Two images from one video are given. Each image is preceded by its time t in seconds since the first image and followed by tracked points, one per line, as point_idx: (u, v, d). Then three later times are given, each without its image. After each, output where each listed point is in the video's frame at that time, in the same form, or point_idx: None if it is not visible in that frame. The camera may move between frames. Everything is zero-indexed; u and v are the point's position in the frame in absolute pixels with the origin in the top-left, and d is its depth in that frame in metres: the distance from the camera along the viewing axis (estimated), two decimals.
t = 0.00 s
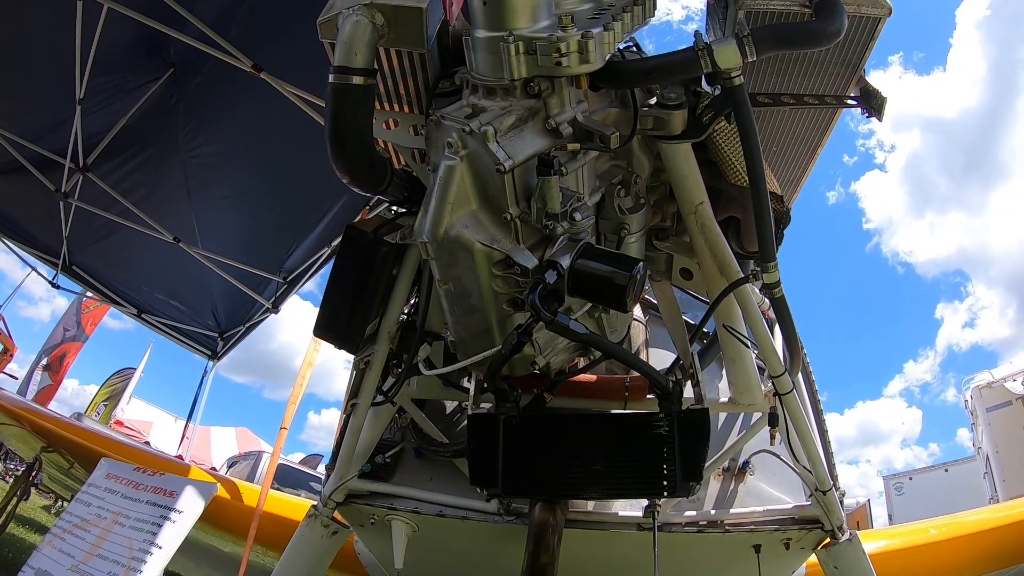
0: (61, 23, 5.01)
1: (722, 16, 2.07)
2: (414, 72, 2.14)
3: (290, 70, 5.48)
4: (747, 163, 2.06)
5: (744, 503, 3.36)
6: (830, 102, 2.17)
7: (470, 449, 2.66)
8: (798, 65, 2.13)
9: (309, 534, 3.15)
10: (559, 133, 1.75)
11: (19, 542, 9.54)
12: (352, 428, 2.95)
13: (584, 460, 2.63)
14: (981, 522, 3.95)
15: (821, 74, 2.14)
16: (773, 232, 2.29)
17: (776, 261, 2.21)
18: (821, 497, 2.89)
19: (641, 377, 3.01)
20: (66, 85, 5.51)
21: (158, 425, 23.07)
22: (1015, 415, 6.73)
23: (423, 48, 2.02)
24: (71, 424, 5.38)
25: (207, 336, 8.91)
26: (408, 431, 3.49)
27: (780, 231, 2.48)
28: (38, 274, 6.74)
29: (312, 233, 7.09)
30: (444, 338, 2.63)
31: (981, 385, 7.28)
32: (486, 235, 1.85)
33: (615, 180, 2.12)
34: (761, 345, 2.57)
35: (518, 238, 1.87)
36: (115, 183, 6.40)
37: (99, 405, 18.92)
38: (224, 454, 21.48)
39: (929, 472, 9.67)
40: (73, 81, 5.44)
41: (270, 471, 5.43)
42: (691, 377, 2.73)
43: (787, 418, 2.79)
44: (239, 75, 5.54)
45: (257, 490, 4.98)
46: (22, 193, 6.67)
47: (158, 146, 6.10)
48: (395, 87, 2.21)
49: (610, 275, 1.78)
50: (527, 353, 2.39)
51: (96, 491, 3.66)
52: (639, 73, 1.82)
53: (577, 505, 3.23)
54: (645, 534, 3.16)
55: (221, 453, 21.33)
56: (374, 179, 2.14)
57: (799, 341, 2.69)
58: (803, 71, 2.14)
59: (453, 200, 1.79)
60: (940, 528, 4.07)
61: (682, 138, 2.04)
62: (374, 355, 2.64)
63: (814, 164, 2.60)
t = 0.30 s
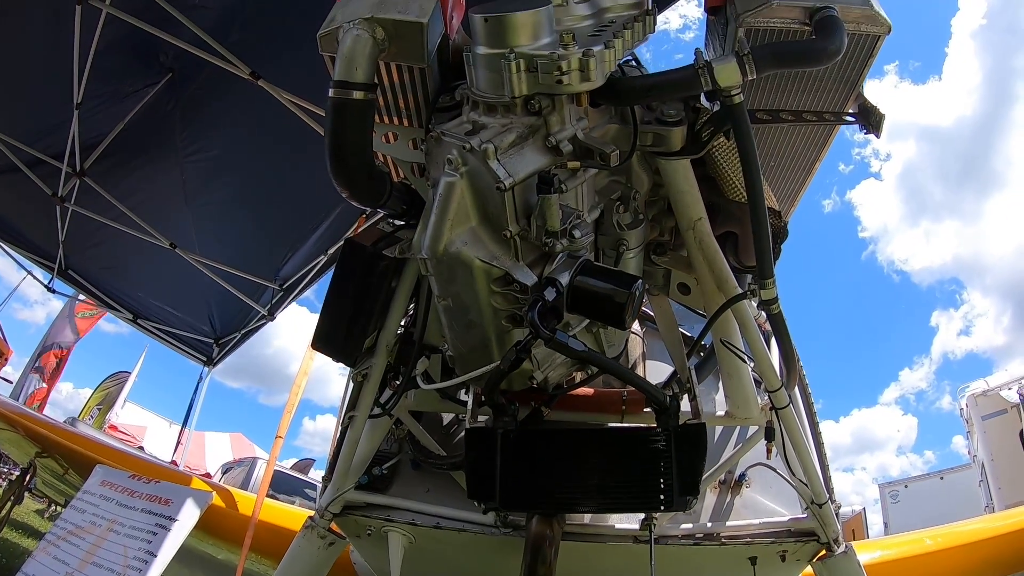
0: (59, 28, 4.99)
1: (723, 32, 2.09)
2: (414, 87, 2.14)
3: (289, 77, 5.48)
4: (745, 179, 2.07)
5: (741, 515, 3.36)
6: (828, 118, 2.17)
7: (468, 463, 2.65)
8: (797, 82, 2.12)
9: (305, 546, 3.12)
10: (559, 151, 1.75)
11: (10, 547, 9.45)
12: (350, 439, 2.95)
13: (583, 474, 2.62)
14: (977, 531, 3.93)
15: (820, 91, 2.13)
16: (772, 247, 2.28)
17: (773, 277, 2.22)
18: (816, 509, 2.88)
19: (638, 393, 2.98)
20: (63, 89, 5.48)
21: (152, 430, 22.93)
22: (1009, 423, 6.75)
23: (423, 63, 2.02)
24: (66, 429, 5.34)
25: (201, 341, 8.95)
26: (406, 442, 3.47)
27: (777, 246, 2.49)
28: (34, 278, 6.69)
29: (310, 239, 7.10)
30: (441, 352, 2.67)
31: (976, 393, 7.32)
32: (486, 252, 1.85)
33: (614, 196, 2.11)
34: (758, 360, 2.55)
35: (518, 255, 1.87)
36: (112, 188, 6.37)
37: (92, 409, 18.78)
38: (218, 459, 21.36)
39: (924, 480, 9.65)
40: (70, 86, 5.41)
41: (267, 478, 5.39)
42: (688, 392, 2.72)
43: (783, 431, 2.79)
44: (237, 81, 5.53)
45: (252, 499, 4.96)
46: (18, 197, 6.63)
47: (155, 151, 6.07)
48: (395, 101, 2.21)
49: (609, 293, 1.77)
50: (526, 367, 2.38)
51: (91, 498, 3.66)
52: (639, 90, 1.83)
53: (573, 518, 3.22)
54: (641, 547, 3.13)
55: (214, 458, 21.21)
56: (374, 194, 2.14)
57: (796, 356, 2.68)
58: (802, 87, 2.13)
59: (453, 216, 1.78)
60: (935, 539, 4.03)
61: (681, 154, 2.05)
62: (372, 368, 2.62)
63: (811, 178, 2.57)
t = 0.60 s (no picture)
0: (57, 35, 4.97)
1: (720, 48, 2.10)
2: (413, 103, 2.15)
3: (287, 84, 5.48)
4: (742, 194, 2.07)
5: (737, 527, 3.34)
6: (826, 133, 2.16)
7: (464, 477, 2.63)
8: (794, 97, 2.12)
9: (302, 557, 3.09)
10: (557, 168, 1.74)
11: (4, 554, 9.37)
12: (348, 452, 2.93)
13: (579, 488, 2.61)
14: (973, 539, 3.76)
15: (818, 105, 2.12)
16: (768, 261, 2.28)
17: (771, 292, 2.22)
18: (813, 522, 2.86)
19: (634, 408, 2.96)
20: (61, 95, 5.47)
21: (147, 435, 22.83)
22: (1005, 428, 6.83)
23: (422, 78, 2.02)
24: (62, 436, 5.30)
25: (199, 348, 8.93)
26: (403, 454, 3.47)
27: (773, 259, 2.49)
28: (30, 284, 6.66)
29: (308, 247, 7.11)
30: (438, 365, 2.68)
31: (974, 399, 7.37)
32: (483, 269, 1.85)
33: (611, 212, 2.12)
34: (755, 372, 2.55)
35: (515, 271, 1.88)
36: (109, 194, 6.35)
37: (87, 414, 18.68)
38: (214, 465, 21.27)
39: (921, 486, 9.64)
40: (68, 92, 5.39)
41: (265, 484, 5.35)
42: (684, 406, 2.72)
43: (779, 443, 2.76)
44: (235, 89, 5.52)
45: (248, 509, 4.93)
46: (15, 202, 6.60)
47: (153, 157, 6.06)
48: (393, 116, 2.21)
49: (606, 310, 1.77)
50: (523, 382, 2.39)
51: (86, 506, 3.63)
52: (636, 108, 1.84)
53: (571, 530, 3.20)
54: (639, 559, 3.11)
55: (210, 464, 21.12)
56: (371, 209, 2.14)
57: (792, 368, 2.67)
58: (799, 102, 2.13)
59: (451, 234, 1.78)
60: (932, 547, 3.89)
61: (679, 170, 2.05)
62: (370, 382, 2.63)
63: (808, 192, 2.57)
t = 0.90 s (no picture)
0: (54, 40, 4.95)
1: (717, 60, 2.10)
2: (410, 115, 2.15)
3: (284, 91, 5.48)
4: (739, 205, 2.07)
5: (735, 536, 3.32)
6: (823, 144, 2.15)
7: (462, 488, 2.61)
8: (791, 108, 2.11)
9: (301, 566, 3.11)
10: (554, 182, 1.74)
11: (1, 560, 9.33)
12: (346, 461, 2.92)
13: (577, 498, 2.60)
14: (973, 545, 3.71)
15: (815, 117, 2.11)
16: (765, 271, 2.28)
17: (768, 304, 2.21)
18: (810, 530, 2.85)
19: (632, 420, 2.96)
20: (59, 101, 5.45)
21: (145, 441, 22.78)
22: (1003, 432, 6.83)
23: (419, 91, 2.02)
24: (59, 443, 5.28)
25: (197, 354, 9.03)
26: (401, 463, 3.46)
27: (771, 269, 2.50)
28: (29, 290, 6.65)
29: (306, 253, 7.12)
30: (435, 376, 2.68)
31: (971, 403, 7.34)
32: (480, 283, 1.85)
33: (609, 224, 2.12)
34: (752, 382, 2.53)
35: (513, 286, 1.87)
36: (107, 200, 6.33)
37: (84, 420, 18.61)
38: (212, 471, 21.20)
39: (920, 490, 9.63)
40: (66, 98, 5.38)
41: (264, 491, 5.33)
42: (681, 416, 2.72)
43: (776, 455, 2.75)
44: (233, 95, 5.51)
45: (247, 516, 4.87)
46: (13, 208, 6.58)
47: (151, 164, 6.05)
48: (390, 127, 2.21)
49: (603, 322, 1.76)
50: (521, 394, 2.40)
51: (85, 514, 3.79)
52: (633, 120, 1.84)
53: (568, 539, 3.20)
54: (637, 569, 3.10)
55: (208, 470, 21.06)
56: (368, 221, 2.14)
57: (789, 377, 2.66)
58: (796, 113, 2.12)
59: (448, 249, 1.78)
60: (931, 553, 3.81)
61: (676, 182, 2.04)
62: (368, 393, 2.63)
63: (805, 203, 2.57)
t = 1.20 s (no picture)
0: (51, 49, 4.93)
1: (713, 72, 2.10)
2: (405, 128, 2.13)
3: (281, 99, 5.47)
4: (736, 217, 2.05)
5: (733, 546, 3.29)
6: (820, 155, 2.14)
7: (459, 500, 2.60)
8: (787, 120, 2.10)
9: None
10: (550, 198, 1.73)
11: None
12: (343, 473, 2.91)
13: (575, 509, 2.59)
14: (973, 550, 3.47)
15: (811, 128, 2.10)
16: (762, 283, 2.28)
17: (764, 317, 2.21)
18: (808, 539, 2.80)
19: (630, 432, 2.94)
20: (56, 109, 5.42)
21: (143, 448, 22.72)
22: (1003, 434, 6.83)
23: (414, 105, 2.01)
24: (57, 451, 5.24)
25: (195, 361, 8.97)
26: (398, 474, 3.41)
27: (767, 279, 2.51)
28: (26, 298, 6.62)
29: (303, 261, 7.11)
30: (432, 388, 2.67)
31: (970, 406, 7.33)
32: (476, 298, 1.84)
33: (604, 237, 2.11)
34: (749, 393, 2.51)
35: (508, 301, 1.87)
36: (104, 208, 6.30)
37: (83, 427, 18.50)
38: (210, 478, 21.13)
39: (919, 493, 9.61)
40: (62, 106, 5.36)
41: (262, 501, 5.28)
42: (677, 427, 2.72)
43: (775, 468, 2.71)
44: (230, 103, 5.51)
45: (245, 525, 4.78)
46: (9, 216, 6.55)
47: (148, 172, 6.03)
48: (385, 140, 2.20)
49: (598, 338, 1.75)
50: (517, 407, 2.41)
51: (82, 523, 3.79)
52: (629, 134, 1.83)
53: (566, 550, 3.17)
54: None
55: (206, 476, 20.99)
56: (363, 235, 2.13)
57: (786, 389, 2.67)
58: (792, 124, 2.11)
59: (442, 265, 1.77)
60: (930, 558, 3.61)
61: (672, 195, 2.04)
62: (364, 406, 2.59)
63: (801, 213, 2.56)
